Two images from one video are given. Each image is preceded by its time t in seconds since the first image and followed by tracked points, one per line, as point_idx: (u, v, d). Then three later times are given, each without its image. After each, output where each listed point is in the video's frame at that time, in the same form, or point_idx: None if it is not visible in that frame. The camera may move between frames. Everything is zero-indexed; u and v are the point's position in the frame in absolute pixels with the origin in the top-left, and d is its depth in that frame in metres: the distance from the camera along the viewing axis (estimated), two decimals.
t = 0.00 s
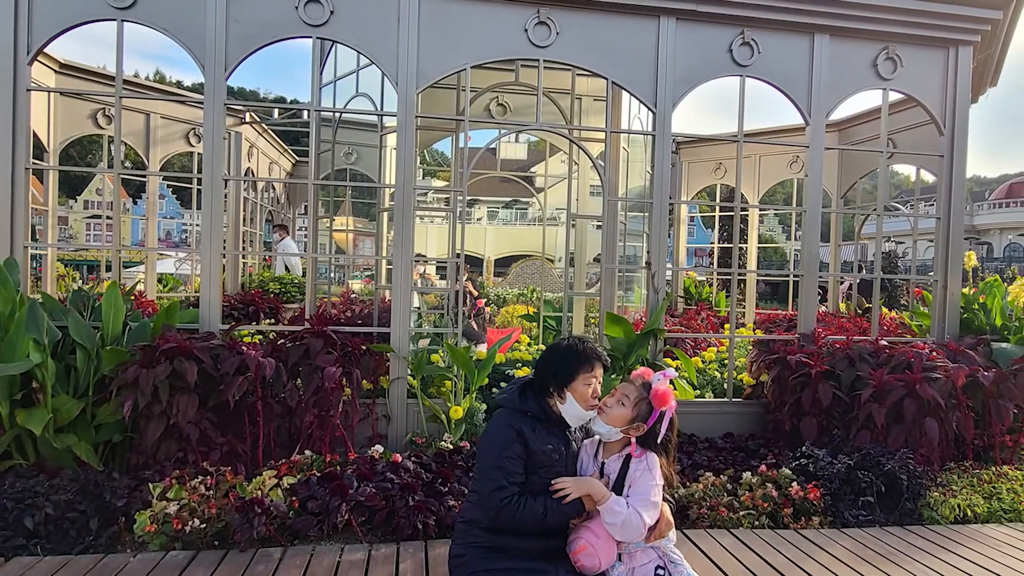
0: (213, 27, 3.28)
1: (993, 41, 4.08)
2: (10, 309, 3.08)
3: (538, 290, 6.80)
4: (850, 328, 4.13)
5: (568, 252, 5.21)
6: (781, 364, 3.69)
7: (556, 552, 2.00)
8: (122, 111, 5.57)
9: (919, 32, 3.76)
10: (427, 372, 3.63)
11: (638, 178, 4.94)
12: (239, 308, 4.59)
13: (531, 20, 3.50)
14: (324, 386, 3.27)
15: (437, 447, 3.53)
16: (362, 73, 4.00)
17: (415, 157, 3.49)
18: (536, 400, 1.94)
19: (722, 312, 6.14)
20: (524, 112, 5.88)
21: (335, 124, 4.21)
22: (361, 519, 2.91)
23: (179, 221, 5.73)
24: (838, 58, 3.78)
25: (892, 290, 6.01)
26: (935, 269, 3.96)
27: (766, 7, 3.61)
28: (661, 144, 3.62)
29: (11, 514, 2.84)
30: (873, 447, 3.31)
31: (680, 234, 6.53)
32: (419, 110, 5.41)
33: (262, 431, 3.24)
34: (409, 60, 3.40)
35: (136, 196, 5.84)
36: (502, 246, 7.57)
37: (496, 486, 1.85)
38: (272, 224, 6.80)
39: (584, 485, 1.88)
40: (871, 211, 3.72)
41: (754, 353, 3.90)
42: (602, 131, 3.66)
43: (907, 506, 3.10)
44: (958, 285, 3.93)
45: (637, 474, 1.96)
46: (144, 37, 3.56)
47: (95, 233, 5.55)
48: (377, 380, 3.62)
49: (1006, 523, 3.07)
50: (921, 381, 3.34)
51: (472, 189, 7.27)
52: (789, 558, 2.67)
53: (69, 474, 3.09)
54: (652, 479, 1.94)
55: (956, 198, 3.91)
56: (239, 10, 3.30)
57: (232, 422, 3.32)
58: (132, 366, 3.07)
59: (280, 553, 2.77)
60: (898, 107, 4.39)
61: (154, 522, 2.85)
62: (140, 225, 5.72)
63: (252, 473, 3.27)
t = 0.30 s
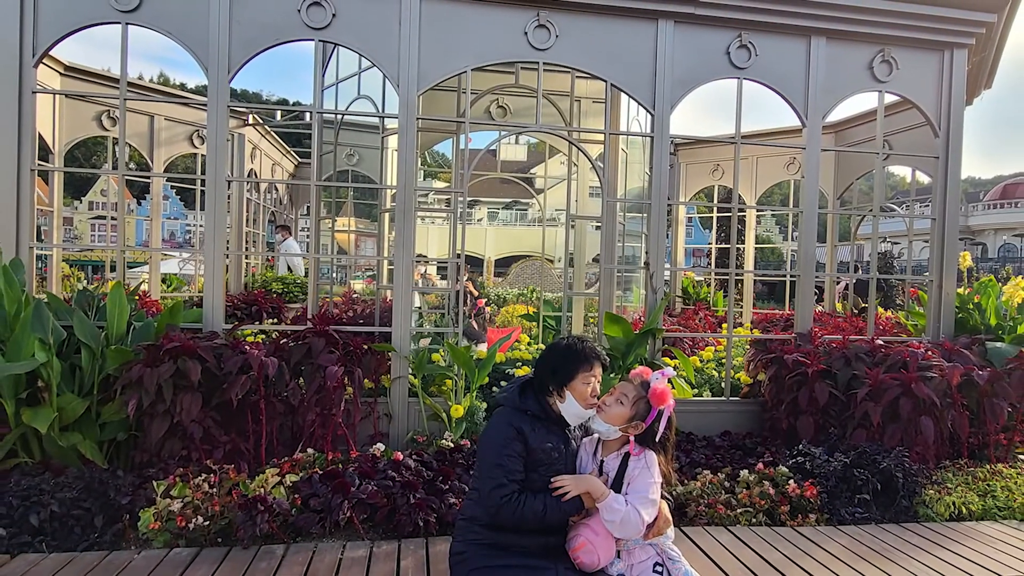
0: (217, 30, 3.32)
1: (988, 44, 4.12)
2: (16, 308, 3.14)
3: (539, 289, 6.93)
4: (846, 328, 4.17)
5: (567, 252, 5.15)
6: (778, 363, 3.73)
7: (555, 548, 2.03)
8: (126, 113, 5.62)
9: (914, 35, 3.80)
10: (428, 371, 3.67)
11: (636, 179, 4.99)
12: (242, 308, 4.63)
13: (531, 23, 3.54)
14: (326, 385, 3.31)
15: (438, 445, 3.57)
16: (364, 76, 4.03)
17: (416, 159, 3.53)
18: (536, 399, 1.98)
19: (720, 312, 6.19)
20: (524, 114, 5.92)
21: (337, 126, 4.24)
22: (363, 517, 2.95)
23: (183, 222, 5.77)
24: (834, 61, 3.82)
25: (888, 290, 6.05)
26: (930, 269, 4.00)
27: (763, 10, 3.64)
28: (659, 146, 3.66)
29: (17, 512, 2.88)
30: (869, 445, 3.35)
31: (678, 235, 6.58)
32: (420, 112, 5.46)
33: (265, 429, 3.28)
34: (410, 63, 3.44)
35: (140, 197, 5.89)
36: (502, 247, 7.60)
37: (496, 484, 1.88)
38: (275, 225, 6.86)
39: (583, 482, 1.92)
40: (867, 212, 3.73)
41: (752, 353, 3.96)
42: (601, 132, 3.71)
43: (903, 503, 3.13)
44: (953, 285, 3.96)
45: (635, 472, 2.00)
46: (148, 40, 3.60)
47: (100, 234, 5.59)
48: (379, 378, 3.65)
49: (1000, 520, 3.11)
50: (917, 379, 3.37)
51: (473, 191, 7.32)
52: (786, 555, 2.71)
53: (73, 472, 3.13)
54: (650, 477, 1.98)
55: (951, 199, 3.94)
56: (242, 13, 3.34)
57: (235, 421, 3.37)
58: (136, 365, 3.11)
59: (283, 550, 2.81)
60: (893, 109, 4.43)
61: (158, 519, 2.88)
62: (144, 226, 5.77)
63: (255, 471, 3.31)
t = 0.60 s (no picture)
0: (220, 33, 3.35)
1: (983, 47, 4.15)
2: (21, 308, 3.18)
3: (539, 289, 6.94)
4: (842, 327, 4.21)
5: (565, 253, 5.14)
6: (776, 362, 3.77)
7: (554, 545, 2.07)
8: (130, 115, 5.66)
9: (910, 38, 3.84)
10: (429, 370, 3.72)
11: (635, 180, 5.03)
12: (244, 308, 4.66)
13: (531, 26, 3.57)
14: (328, 384, 3.35)
15: (438, 443, 3.61)
16: (365, 78, 4.07)
17: (417, 160, 3.57)
18: (536, 398, 2.01)
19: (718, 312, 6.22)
20: (524, 116, 5.96)
21: (339, 128, 4.28)
22: (364, 514, 2.98)
23: (187, 222, 5.81)
24: (831, 64, 3.86)
25: (883, 290, 6.09)
26: (925, 269, 4.04)
27: (761, 13, 3.68)
28: (657, 147, 3.70)
29: (23, 509, 2.92)
30: (865, 443, 3.39)
31: (676, 235, 6.63)
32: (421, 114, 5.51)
33: (268, 428, 3.32)
34: (412, 65, 3.48)
35: (144, 198, 5.94)
36: (502, 248, 7.50)
37: (497, 482, 1.91)
38: (278, 226, 6.93)
39: (582, 480, 1.95)
40: (863, 213, 3.76)
41: (749, 352, 4.00)
42: (600, 134, 3.74)
43: (898, 501, 3.18)
44: (948, 285, 4.00)
45: (634, 470, 2.04)
46: (153, 44, 3.64)
47: (104, 235, 5.64)
48: (381, 377, 3.70)
49: (994, 517, 3.14)
50: (913, 378, 3.41)
51: (473, 191, 7.37)
52: (783, 552, 2.74)
53: (78, 470, 3.17)
54: (649, 475, 2.02)
55: (946, 199, 3.98)
56: (245, 16, 3.38)
57: (238, 419, 3.41)
58: (140, 364, 3.15)
59: (285, 547, 2.84)
60: (889, 111, 4.46)
61: (162, 517, 2.91)
62: (148, 226, 5.82)
63: (258, 469, 3.34)
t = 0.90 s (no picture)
0: (223, 36, 3.39)
1: (977, 50, 4.19)
2: (27, 308, 3.22)
3: (538, 289, 6.98)
4: (838, 327, 4.26)
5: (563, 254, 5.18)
6: (772, 361, 3.82)
7: (554, 542, 2.11)
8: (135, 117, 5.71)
9: (905, 40, 3.88)
10: (430, 369, 3.76)
11: (633, 182, 5.08)
12: (247, 308, 4.68)
13: (531, 29, 3.61)
14: (330, 383, 3.38)
15: (439, 442, 3.64)
16: (367, 80, 4.11)
17: (419, 162, 3.61)
18: (535, 397, 2.05)
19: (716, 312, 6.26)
20: (524, 118, 6.00)
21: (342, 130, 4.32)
22: (366, 511, 3.02)
23: (191, 223, 5.86)
24: (827, 66, 3.90)
25: (879, 290, 6.14)
26: (920, 269, 4.08)
27: (758, 17, 3.72)
28: (655, 149, 3.74)
29: (29, 506, 2.95)
30: (861, 441, 3.43)
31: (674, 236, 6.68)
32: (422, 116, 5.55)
33: (271, 426, 3.36)
34: (413, 68, 3.52)
35: (148, 199, 6.00)
36: (502, 248, 7.57)
37: (497, 480, 1.95)
38: (281, 227, 7.00)
39: (582, 478, 1.99)
40: (858, 214, 3.78)
41: (746, 351, 4.03)
42: (598, 136, 3.77)
43: (894, 498, 3.23)
44: (943, 285, 4.04)
45: (633, 468, 2.08)
46: (158, 47, 3.68)
47: (109, 235, 5.69)
48: (382, 376, 3.74)
49: (989, 515, 3.18)
50: (908, 377, 3.45)
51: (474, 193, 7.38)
52: (780, 549, 2.77)
53: (83, 468, 3.22)
54: (647, 473, 2.06)
55: (941, 200, 4.01)
56: (248, 19, 3.41)
57: (242, 418, 3.45)
58: (145, 363, 3.19)
59: (288, 544, 2.87)
60: (884, 113, 4.51)
61: (166, 514, 2.94)
62: (152, 227, 5.87)
63: (261, 467, 3.38)
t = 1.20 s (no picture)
0: (226, 38, 3.43)
1: (972, 52, 4.23)
2: (32, 308, 3.26)
3: (538, 289, 7.03)
4: (835, 326, 4.30)
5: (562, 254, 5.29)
6: (769, 361, 3.85)
7: (553, 539, 2.15)
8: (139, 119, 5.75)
9: (901, 43, 3.91)
10: (431, 368, 3.80)
11: (632, 184, 5.13)
12: (251, 308, 4.73)
13: (531, 32, 3.65)
14: (332, 381, 3.43)
15: (440, 440, 3.68)
16: (369, 83, 4.15)
17: (420, 164, 3.65)
18: (535, 395, 2.09)
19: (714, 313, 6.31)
20: (524, 120, 6.05)
21: (343, 132, 4.36)
22: (368, 509, 3.06)
23: (195, 224, 5.90)
24: (824, 69, 3.94)
25: (875, 290, 6.19)
26: (916, 270, 4.12)
27: (755, 20, 3.76)
28: (654, 151, 3.78)
29: (34, 504, 2.99)
30: (856, 440, 3.47)
31: (672, 237, 6.73)
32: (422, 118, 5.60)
33: (274, 425, 3.40)
34: (414, 71, 3.56)
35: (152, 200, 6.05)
36: (502, 249, 7.67)
37: (497, 477, 1.99)
38: (284, 227, 7.06)
39: (581, 476, 2.03)
40: (855, 214, 3.78)
41: (743, 350, 4.09)
42: (598, 137, 3.80)
43: (890, 496, 3.27)
44: (938, 285, 4.07)
45: (631, 466, 2.12)
46: (163, 51, 3.72)
47: (114, 236, 5.75)
48: (384, 375, 3.78)
49: (983, 512, 3.22)
50: (903, 376, 3.49)
51: (474, 194, 7.39)
52: (776, 546, 2.81)
53: (88, 466, 3.26)
54: (645, 471, 2.10)
55: (936, 201, 4.05)
56: (251, 22, 3.46)
57: (245, 416, 3.49)
58: (149, 363, 3.23)
59: (290, 541, 2.90)
60: (880, 116, 4.55)
61: (170, 511, 2.98)
62: (156, 228, 5.92)
63: (264, 465, 3.42)
